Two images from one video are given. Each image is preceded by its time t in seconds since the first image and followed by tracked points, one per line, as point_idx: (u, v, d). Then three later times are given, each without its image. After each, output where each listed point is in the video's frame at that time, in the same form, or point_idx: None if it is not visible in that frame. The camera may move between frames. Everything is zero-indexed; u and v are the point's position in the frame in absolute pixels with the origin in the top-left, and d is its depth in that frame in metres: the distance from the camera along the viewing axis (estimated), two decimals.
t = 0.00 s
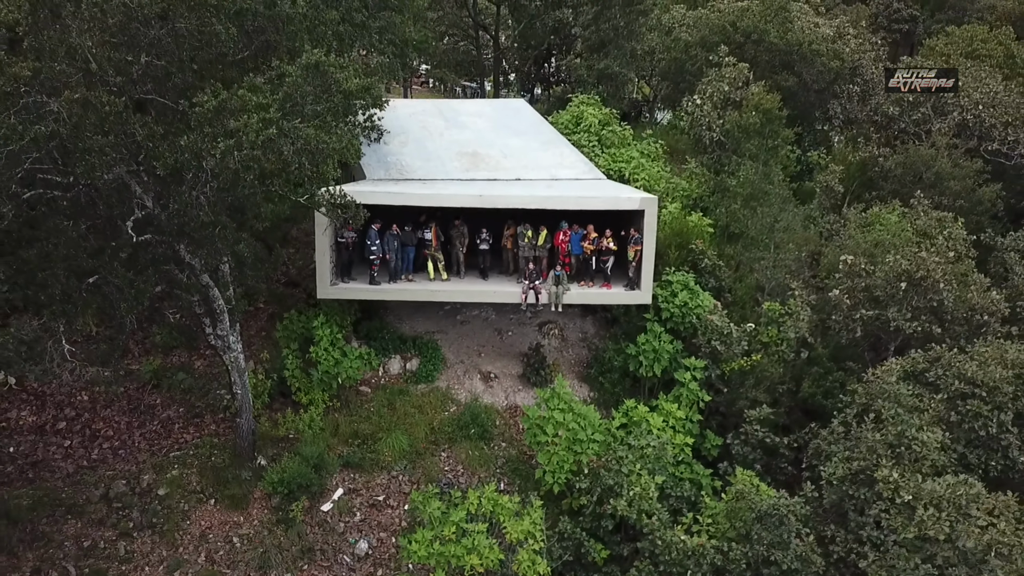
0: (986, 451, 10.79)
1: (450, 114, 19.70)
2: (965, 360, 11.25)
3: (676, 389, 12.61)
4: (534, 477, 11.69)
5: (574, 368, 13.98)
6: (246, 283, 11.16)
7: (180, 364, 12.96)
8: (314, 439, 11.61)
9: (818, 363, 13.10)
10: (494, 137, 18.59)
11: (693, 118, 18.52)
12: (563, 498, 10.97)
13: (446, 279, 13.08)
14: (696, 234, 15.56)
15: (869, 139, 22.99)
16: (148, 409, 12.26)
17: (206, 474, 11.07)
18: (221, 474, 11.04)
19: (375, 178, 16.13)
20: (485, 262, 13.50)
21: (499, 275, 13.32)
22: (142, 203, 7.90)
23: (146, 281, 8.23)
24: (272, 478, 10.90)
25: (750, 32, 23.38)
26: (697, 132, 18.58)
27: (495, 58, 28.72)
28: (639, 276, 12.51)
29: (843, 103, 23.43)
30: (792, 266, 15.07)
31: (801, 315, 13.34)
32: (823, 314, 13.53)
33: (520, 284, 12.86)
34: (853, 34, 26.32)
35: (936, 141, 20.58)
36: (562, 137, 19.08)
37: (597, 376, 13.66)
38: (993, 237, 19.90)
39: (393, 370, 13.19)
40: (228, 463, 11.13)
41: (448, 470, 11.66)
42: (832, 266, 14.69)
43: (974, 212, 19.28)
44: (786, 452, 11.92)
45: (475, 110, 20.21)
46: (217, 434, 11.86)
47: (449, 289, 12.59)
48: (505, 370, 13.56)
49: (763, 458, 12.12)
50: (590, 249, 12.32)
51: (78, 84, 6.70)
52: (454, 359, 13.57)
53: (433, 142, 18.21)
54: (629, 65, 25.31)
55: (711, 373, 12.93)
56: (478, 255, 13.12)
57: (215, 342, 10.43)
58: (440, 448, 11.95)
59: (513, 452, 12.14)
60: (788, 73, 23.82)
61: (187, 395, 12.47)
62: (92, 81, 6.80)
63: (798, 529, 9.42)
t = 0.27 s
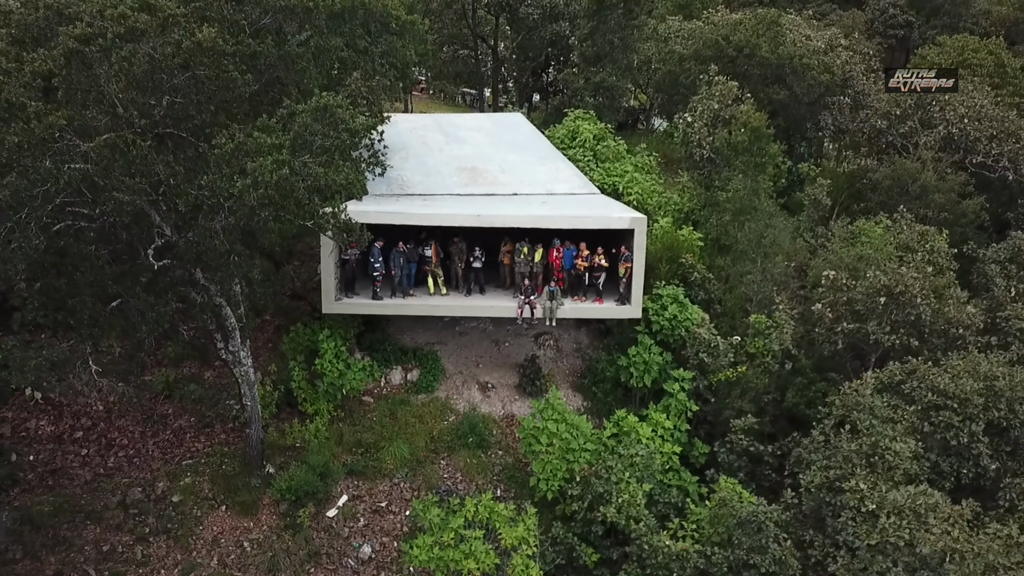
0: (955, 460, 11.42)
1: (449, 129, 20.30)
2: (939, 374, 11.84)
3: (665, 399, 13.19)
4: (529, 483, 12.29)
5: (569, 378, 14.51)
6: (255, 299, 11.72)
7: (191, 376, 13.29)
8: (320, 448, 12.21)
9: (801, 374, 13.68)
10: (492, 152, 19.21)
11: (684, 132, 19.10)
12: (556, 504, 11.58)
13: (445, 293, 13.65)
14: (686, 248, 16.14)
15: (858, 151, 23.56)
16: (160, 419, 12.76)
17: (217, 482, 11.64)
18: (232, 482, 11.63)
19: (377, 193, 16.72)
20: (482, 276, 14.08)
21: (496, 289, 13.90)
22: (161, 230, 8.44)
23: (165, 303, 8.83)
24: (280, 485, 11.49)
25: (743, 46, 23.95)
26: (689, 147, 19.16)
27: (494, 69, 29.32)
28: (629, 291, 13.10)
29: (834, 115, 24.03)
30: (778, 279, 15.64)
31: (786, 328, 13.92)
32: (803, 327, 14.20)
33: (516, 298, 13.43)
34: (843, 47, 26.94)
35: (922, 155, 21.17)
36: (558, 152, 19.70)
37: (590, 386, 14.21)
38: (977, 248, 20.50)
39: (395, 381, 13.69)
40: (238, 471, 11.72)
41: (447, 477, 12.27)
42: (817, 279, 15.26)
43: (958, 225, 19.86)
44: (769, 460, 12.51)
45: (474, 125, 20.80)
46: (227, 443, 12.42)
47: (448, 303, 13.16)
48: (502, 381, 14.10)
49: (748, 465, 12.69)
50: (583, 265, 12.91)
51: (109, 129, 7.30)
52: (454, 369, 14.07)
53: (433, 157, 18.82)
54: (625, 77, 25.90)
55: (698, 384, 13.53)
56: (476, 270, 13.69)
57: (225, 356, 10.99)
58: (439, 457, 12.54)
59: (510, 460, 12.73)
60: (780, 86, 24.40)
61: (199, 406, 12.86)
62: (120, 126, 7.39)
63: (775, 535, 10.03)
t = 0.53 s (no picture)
0: (927, 467, 12.06)
1: (449, 142, 20.91)
2: (912, 385, 12.47)
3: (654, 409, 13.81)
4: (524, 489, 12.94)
5: (563, 388, 15.08)
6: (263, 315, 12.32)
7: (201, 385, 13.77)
8: (325, 455, 12.84)
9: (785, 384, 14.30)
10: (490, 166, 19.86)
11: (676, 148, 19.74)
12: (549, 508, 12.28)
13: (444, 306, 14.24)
14: (676, 261, 16.77)
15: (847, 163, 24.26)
16: (172, 427, 13.23)
17: (227, 488, 12.24)
18: (241, 488, 12.23)
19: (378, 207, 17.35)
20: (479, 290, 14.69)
21: (493, 303, 14.50)
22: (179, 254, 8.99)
23: (183, 322, 9.43)
24: (288, 491, 12.11)
25: (735, 59, 24.68)
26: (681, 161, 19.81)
27: (492, 80, 29.99)
28: (620, 305, 13.74)
29: (824, 126, 24.67)
30: (764, 292, 16.27)
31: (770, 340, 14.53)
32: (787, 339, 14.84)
33: (512, 312, 14.04)
34: (833, 61, 27.65)
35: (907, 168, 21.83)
36: (554, 166, 20.37)
37: (583, 395, 14.79)
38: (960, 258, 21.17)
39: (396, 391, 14.28)
40: (248, 478, 12.32)
41: (446, 483, 12.94)
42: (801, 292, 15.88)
43: (942, 236, 20.52)
44: (753, 467, 13.14)
45: (473, 138, 21.44)
46: (236, 450, 13.01)
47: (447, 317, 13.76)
48: (499, 391, 14.62)
49: (733, 472, 13.31)
50: (575, 281, 13.54)
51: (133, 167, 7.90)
52: (452, 379, 14.64)
53: (433, 172, 19.46)
54: (620, 90, 26.59)
55: (686, 394, 14.14)
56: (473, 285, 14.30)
57: (236, 369, 11.55)
58: (438, 464, 13.18)
59: (506, 467, 13.36)
60: (771, 99, 25.06)
61: (209, 415, 13.37)
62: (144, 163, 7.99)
63: (754, 539, 10.67)
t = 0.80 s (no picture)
0: (902, 472, 12.69)
1: (448, 156, 21.57)
2: (888, 395, 13.10)
3: (643, 417, 14.41)
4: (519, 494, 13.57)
5: (557, 396, 15.62)
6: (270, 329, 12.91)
7: (209, 392, 14.42)
8: (328, 462, 13.46)
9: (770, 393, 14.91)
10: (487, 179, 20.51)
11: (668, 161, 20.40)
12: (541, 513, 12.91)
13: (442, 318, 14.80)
14: (667, 273, 17.39)
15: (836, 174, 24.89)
16: (182, 435, 13.83)
17: (236, 493, 12.85)
18: (249, 494, 12.85)
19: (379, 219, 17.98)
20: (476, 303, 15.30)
21: (488, 314, 15.09)
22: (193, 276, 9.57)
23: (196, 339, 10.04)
24: (294, 497, 12.73)
25: (726, 73, 25.40)
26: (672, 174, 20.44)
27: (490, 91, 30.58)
28: (610, 317, 14.38)
29: (813, 137, 25.33)
30: (752, 302, 16.88)
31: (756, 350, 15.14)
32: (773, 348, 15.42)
33: (507, 324, 14.63)
34: (823, 73, 28.27)
35: (894, 180, 22.47)
36: (549, 179, 21.03)
37: (576, 403, 15.35)
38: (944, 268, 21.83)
39: (396, 399, 14.85)
40: (255, 484, 12.93)
41: (444, 488, 13.55)
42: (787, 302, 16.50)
43: (926, 246, 21.18)
44: (738, 473, 13.77)
45: (471, 152, 22.10)
46: (244, 458, 13.61)
47: (445, 329, 14.33)
48: (495, 399, 15.20)
49: (718, 477, 13.92)
50: (567, 295, 14.17)
51: (154, 199, 8.49)
52: (450, 388, 15.18)
53: (432, 185, 20.09)
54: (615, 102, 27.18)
55: (675, 403, 14.74)
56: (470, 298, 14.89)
57: (244, 381, 12.17)
58: (437, 470, 13.80)
59: (502, 473, 13.97)
60: (763, 110, 25.73)
61: (217, 422, 14.00)
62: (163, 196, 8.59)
63: (736, 543, 11.32)
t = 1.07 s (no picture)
0: (876, 478, 13.32)
1: (446, 169, 22.26)
2: (864, 404, 13.72)
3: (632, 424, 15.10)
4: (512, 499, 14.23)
5: (550, 404, 16.20)
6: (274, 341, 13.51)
7: (216, 401, 15.01)
8: (331, 468, 14.11)
9: (753, 401, 15.56)
10: (483, 192, 21.20)
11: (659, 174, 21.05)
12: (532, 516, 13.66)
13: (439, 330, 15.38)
14: (656, 285, 18.03)
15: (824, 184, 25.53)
16: (190, 442, 14.43)
17: (242, 499, 13.48)
18: (255, 499, 13.48)
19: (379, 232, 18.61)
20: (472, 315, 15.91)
21: (483, 326, 15.70)
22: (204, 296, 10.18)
23: (207, 354, 10.67)
24: (298, 502, 13.40)
25: (718, 86, 26.09)
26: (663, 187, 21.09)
27: (488, 101, 31.23)
28: (600, 329, 15.02)
29: (803, 148, 26.00)
30: (738, 313, 17.52)
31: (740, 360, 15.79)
32: (757, 358, 16.06)
33: (501, 335, 15.24)
34: (813, 85, 28.94)
35: (879, 191, 23.14)
36: (544, 191, 21.70)
37: (568, 411, 15.93)
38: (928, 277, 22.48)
39: (395, 408, 15.45)
40: (260, 490, 13.58)
41: (441, 493, 14.21)
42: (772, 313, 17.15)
43: (910, 256, 21.83)
44: (722, 478, 14.40)
45: (468, 165, 22.78)
46: (249, 464, 14.22)
47: (442, 340, 14.94)
48: (490, 407, 15.79)
49: (703, 483, 14.56)
50: (559, 307, 14.81)
51: (168, 227, 9.13)
52: (447, 397, 15.75)
53: (430, 198, 20.76)
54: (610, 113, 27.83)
55: (662, 411, 15.40)
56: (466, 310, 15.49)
57: (249, 393, 12.77)
58: (434, 475, 14.46)
59: (496, 479, 14.61)
60: (753, 122, 26.41)
61: (224, 430, 14.59)
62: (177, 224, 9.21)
63: (716, 546, 11.95)
